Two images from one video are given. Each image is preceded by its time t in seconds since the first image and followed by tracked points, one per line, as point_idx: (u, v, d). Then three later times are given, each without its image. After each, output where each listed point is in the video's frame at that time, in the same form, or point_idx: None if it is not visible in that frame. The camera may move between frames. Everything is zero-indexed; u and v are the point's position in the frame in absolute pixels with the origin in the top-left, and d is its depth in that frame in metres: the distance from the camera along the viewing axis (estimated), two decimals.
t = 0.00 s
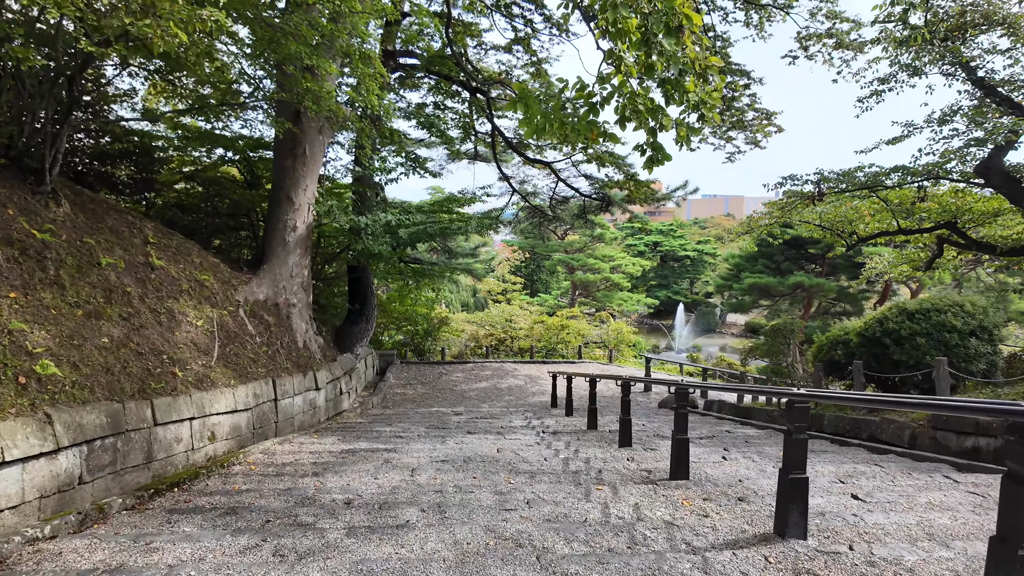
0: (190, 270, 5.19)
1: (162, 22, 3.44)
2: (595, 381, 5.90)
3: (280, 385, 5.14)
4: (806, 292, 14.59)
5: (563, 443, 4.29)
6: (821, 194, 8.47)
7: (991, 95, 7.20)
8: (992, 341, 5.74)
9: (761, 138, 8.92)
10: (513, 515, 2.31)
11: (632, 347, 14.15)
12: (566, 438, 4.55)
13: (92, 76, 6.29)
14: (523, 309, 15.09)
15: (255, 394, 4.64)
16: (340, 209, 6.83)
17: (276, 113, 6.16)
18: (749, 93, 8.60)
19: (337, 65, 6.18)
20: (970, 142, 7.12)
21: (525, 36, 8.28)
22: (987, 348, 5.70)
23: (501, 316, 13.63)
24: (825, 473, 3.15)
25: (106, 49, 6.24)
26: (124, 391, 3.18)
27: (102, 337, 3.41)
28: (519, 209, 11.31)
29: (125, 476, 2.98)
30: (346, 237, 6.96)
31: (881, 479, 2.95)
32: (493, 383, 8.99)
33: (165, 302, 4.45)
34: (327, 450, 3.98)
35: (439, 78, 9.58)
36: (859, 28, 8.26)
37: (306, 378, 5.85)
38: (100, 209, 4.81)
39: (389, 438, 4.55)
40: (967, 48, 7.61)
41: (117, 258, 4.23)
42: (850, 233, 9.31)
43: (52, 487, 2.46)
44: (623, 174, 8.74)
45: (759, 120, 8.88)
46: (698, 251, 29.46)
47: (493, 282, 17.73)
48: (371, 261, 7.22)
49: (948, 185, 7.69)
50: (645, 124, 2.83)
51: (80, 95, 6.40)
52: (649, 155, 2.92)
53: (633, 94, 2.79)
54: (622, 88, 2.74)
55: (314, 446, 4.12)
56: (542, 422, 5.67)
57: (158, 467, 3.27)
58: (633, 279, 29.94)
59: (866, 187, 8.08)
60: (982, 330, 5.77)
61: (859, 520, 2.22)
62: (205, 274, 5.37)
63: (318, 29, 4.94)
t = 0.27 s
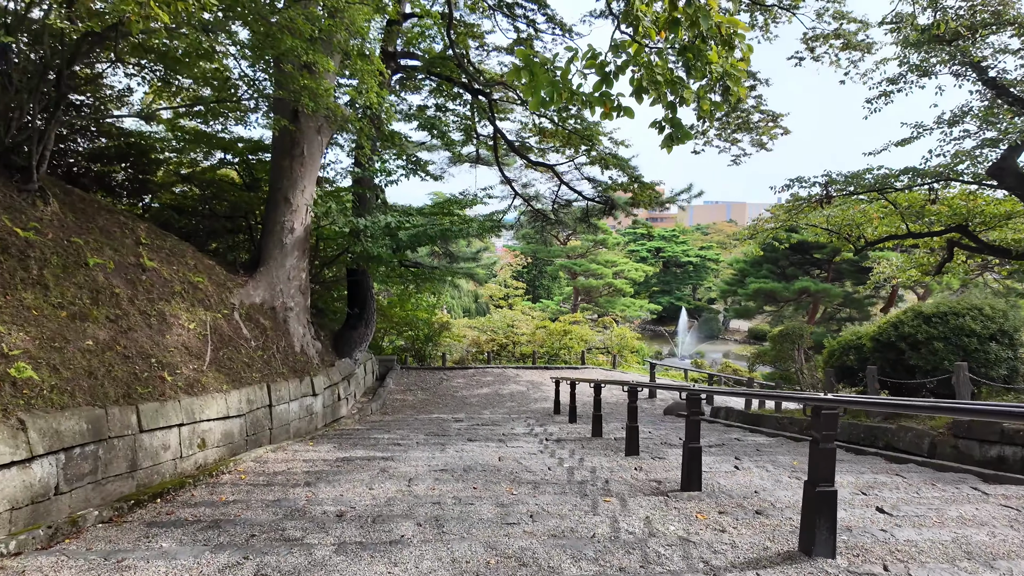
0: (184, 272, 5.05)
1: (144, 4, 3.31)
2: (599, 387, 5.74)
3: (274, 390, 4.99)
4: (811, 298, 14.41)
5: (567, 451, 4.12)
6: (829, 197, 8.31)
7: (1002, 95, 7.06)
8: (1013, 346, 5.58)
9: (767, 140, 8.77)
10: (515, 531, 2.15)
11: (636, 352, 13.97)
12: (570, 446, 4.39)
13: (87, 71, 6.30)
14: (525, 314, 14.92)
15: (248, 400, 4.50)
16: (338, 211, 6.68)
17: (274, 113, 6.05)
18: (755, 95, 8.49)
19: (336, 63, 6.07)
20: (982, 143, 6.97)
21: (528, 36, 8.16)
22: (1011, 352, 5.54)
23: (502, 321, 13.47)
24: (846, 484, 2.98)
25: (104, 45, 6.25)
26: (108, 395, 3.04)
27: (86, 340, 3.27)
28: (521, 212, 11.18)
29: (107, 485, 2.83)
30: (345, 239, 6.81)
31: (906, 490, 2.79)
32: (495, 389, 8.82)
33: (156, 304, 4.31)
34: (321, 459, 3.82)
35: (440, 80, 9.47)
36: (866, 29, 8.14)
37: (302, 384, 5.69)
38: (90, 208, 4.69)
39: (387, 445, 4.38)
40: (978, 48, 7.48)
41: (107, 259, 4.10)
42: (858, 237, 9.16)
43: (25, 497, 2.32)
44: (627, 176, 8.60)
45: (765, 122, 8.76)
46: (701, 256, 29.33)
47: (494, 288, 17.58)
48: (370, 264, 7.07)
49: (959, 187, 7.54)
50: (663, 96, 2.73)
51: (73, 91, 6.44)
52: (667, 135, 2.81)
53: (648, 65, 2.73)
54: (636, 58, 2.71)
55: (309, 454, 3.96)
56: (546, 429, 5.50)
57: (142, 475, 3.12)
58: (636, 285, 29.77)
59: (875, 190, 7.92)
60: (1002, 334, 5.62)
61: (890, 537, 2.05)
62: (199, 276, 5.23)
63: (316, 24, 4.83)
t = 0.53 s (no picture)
0: (175, 277, 4.91)
1: None
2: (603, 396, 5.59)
3: (268, 399, 4.84)
4: (815, 305, 14.26)
5: (570, 463, 3.97)
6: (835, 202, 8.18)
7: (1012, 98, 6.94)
8: None
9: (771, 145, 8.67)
10: (516, 554, 2.00)
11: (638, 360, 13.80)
12: (573, 458, 4.23)
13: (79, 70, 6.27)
14: (526, 320, 14.77)
15: (240, 409, 4.34)
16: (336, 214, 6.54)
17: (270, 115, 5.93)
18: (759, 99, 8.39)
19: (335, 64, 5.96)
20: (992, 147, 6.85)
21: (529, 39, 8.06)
22: None
23: (503, 328, 13.32)
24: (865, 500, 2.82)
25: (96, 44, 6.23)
26: (87, 405, 2.89)
27: (66, 347, 3.13)
28: (522, 218, 11.06)
29: (84, 502, 2.67)
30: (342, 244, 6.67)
31: (930, 508, 2.63)
32: (495, 398, 8.66)
33: (145, 309, 4.17)
34: (313, 471, 3.66)
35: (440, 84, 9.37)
36: (872, 32, 8.05)
37: (297, 392, 5.54)
38: (78, 212, 4.56)
39: (383, 457, 4.22)
40: (986, 50, 7.37)
41: (93, 263, 3.96)
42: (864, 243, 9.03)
43: None
44: (630, 181, 8.48)
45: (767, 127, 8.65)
46: (702, 263, 29.19)
47: (495, 294, 17.44)
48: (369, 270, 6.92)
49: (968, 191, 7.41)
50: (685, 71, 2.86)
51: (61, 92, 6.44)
52: (691, 114, 2.82)
53: (671, 39, 2.83)
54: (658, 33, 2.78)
55: (301, 467, 3.81)
56: (547, 439, 5.34)
57: (124, 490, 2.97)
58: (637, 291, 29.62)
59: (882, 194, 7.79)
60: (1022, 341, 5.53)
61: (922, 562, 1.89)
62: (191, 281, 5.09)
63: (313, 22, 4.72)
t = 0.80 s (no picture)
0: (164, 279, 4.74)
1: None
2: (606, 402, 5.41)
3: (259, 406, 4.66)
4: (819, 308, 14.08)
5: (573, 474, 3.79)
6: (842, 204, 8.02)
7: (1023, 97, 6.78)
8: None
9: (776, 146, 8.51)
10: None
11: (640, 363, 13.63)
12: (576, 468, 4.06)
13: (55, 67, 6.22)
14: (526, 324, 14.60)
15: (228, 417, 4.17)
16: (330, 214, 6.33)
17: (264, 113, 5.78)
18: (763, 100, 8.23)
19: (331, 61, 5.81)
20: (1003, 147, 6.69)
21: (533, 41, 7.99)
22: None
23: (503, 332, 13.14)
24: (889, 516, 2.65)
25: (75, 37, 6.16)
26: (60, 414, 2.73)
27: (40, 353, 2.97)
28: (522, 220, 10.90)
29: (54, 518, 2.51)
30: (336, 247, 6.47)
31: (960, 525, 2.45)
32: (495, 403, 8.48)
33: (129, 313, 4.00)
34: (303, 483, 3.49)
35: (439, 84, 9.22)
36: (879, 30, 7.90)
37: (291, 397, 5.36)
38: (62, 211, 4.40)
39: (378, 467, 4.05)
40: (996, 48, 7.21)
41: (75, 264, 3.80)
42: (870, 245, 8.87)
43: None
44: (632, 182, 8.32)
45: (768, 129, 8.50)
46: (703, 266, 29.02)
47: (495, 297, 17.28)
48: (364, 273, 6.73)
49: (978, 192, 7.25)
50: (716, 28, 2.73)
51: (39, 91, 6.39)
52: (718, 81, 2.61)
53: None
54: None
55: (290, 478, 3.63)
56: (549, 447, 5.16)
57: (99, 504, 2.80)
58: (638, 295, 29.45)
59: (890, 196, 7.63)
60: None
61: None
62: (180, 283, 4.93)
63: (305, 15, 4.56)
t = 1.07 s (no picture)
0: (153, 282, 4.58)
1: None
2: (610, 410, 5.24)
3: (251, 414, 4.50)
4: (824, 312, 13.89)
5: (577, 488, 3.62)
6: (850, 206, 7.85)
7: None
8: None
9: (782, 147, 8.35)
10: None
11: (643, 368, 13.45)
12: (580, 481, 3.89)
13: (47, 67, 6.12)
14: (528, 328, 14.42)
15: (218, 427, 4.00)
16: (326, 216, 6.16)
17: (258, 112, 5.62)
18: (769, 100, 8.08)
19: (327, 59, 5.65)
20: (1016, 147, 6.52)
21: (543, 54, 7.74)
22: None
23: (504, 336, 12.96)
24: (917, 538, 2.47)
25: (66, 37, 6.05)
26: (32, 428, 2.56)
27: (14, 362, 2.81)
28: (523, 223, 10.73)
29: (22, 540, 2.35)
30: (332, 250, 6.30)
31: (996, 549, 2.28)
32: (496, 409, 8.30)
33: (115, 318, 3.84)
34: (294, 498, 3.32)
35: (439, 85, 9.06)
36: (888, 28, 7.74)
37: (285, 405, 5.20)
38: (47, 213, 4.24)
39: (373, 479, 3.88)
40: (1008, 47, 7.05)
41: (57, 268, 3.66)
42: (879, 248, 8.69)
43: None
44: (636, 183, 8.15)
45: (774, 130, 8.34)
46: (705, 269, 28.83)
47: (496, 301, 17.10)
48: (362, 276, 6.57)
49: (991, 194, 7.08)
50: None
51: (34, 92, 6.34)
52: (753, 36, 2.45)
53: None
54: None
55: (280, 492, 3.47)
56: (551, 457, 4.99)
57: (74, 523, 2.64)
58: (640, 298, 29.25)
59: (900, 198, 7.46)
60: None
61: None
62: (171, 288, 4.77)
63: (299, 9, 4.41)
